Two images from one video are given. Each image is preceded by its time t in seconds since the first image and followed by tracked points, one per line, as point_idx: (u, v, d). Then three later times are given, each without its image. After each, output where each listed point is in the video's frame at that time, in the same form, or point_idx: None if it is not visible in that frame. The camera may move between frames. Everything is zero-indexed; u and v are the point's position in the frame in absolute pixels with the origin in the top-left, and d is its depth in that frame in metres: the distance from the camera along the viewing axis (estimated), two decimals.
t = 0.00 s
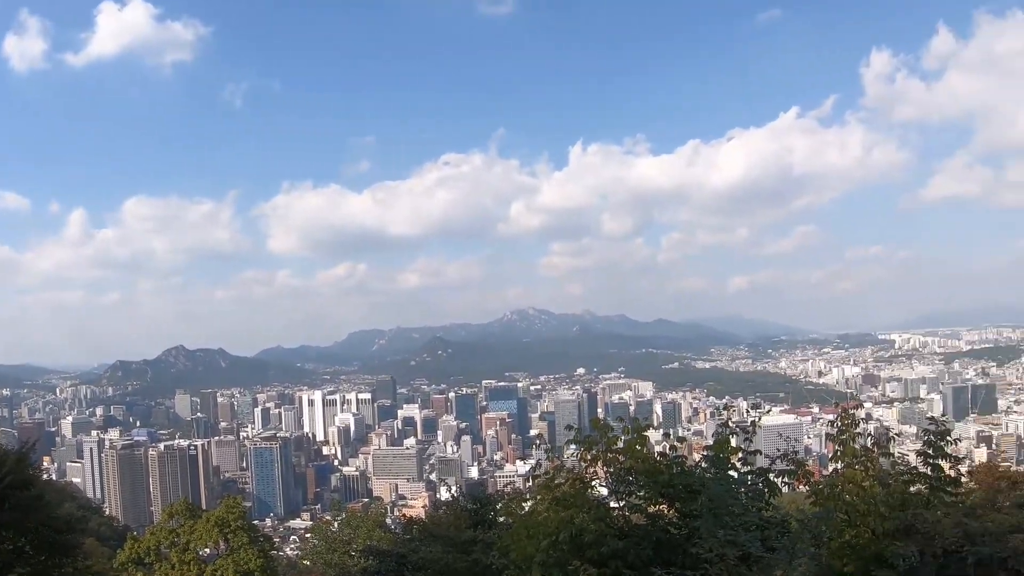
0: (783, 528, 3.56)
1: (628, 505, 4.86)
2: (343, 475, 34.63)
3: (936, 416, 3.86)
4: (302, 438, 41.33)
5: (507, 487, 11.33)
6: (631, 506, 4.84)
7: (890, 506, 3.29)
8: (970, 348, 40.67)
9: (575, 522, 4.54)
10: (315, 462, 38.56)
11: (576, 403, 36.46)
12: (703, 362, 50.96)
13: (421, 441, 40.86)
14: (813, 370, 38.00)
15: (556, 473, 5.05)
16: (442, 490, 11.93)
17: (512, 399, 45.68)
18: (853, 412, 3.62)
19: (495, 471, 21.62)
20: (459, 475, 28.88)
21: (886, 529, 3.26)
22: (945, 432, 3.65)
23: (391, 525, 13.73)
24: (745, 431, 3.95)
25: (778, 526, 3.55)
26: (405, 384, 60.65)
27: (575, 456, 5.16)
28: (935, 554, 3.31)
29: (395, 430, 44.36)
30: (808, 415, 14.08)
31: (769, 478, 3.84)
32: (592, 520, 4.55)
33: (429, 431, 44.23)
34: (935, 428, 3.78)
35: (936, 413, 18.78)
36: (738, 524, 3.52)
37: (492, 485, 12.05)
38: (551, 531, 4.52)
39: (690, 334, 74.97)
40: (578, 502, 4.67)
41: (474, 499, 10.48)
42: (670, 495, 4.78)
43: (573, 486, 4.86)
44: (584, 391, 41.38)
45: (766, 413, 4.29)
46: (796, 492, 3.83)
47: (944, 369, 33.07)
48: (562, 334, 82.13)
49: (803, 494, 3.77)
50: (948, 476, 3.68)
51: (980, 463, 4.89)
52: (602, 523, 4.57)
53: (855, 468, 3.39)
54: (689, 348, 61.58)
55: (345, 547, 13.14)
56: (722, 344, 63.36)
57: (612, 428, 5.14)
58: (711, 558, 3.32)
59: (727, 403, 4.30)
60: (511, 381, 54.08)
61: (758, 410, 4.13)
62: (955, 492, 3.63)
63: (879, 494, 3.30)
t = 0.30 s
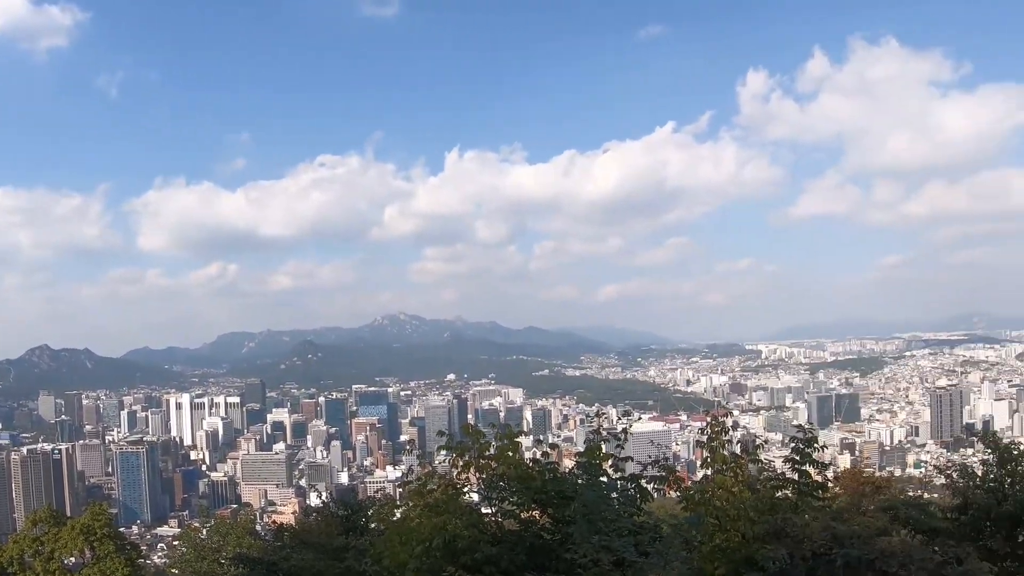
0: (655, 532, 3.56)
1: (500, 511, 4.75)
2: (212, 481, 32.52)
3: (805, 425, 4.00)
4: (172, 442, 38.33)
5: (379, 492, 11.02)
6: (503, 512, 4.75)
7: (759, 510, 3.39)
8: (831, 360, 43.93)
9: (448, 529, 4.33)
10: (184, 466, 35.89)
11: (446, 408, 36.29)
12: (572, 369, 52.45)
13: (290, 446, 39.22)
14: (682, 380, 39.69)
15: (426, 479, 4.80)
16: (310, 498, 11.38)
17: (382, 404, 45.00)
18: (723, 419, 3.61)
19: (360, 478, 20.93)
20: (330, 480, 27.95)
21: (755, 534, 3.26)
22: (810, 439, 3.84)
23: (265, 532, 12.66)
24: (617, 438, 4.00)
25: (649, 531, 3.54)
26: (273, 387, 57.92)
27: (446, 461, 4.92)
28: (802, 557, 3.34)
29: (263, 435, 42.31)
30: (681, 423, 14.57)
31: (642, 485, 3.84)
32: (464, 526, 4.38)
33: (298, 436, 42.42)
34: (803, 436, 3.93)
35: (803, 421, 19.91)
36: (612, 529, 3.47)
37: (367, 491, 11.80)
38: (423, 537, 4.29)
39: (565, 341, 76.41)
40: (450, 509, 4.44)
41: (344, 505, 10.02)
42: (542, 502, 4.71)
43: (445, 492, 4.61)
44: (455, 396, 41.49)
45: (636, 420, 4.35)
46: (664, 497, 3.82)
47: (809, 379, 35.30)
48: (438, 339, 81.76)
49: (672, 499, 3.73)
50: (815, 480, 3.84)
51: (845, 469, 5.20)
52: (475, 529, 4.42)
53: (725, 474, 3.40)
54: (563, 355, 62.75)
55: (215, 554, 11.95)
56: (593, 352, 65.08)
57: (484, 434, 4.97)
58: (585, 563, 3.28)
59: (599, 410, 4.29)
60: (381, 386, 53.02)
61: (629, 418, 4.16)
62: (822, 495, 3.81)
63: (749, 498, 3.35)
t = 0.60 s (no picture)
0: (511, 534, 3.50)
1: (355, 512, 3.81)
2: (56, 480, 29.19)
3: (658, 428, 4.05)
4: (14, 439, 34.40)
5: (234, 491, 10.41)
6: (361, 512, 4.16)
7: (614, 513, 3.45)
8: (686, 364, 46.18)
9: (304, 529, 3.55)
10: (31, 464, 31.99)
11: (301, 407, 34.92)
12: (426, 371, 52.23)
13: (142, 445, 36.30)
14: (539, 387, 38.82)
15: (282, 478, 3.91)
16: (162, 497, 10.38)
17: (236, 402, 42.76)
18: (581, 423, 3.73)
19: (215, 476, 19.56)
20: (186, 479, 26.19)
21: (612, 535, 3.37)
22: (665, 442, 3.85)
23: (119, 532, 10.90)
24: (472, 439, 3.92)
25: (506, 532, 3.49)
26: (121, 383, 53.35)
27: (299, 460, 4.01)
28: (657, 557, 3.37)
29: (113, 433, 38.96)
30: (535, 423, 14.59)
31: (497, 487, 3.77)
32: (321, 527, 3.57)
33: (150, 434, 39.34)
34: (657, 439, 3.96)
35: (657, 426, 20.22)
36: (469, 530, 3.38)
37: (223, 490, 11.09)
38: (278, 539, 3.53)
39: (424, 342, 75.27)
40: (305, 512, 3.61)
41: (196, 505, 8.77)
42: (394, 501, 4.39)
43: (301, 493, 3.73)
44: (312, 395, 40.11)
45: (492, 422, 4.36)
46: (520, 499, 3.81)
47: (663, 387, 35.92)
48: (297, 336, 78.51)
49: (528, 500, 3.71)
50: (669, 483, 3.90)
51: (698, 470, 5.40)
52: (331, 528, 3.60)
53: (580, 476, 3.48)
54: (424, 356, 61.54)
55: (63, 559, 10.08)
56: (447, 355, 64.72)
57: (339, 430, 4.07)
58: (442, 566, 3.15)
59: (455, 411, 4.26)
60: (237, 384, 50.17)
61: (483, 419, 4.12)
62: (676, 497, 3.86)
63: (603, 501, 3.44)
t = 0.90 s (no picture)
0: (360, 533, 3.40)
1: (201, 509, 3.59)
2: None
3: (508, 429, 4.22)
4: None
5: (78, 488, 9.63)
6: (203, 511, 3.58)
7: (462, 510, 3.52)
8: (534, 364, 46.05)
9: (149, 527, 3.33)
10: None
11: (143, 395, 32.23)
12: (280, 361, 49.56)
13: None
14: (386, 378, 35.57)
15: (125, 473, 3.63)
16: None
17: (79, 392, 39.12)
18: (430, 421, 3.81)
19: (59, 471, 17.79)
20: (22, 475, 23.73)
21: (459, 532, 3.37)
22: (513, 441, 3.98)
23: None
24: (321, 435, 4.02)
25: (355, 531, 3.38)
26: None
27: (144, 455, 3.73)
28: (506, 555, 3.37)
29: None
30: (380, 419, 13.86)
31: (346, 484, 3.81)
32: (167, 524, 3.37)
33: None
34: (506, 440, 4.10)
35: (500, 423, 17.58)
36: (317, 529, 3.27)
37: (62, 488, 10.26)
38: (122, 537, 3.29)
39: (272, 334, 71.22)
40: (150, 508, 3.38)
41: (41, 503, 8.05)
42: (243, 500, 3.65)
43: (146, 490, 3.48)
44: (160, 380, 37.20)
45: (341, 420, 4.36)
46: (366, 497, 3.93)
47: (512, 384, 34.12)
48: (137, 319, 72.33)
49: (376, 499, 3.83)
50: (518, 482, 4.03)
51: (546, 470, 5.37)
52: (178, 527, 3.40)
53: (429, 472, 3.56)
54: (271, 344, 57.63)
55: None
56: (300, 348, 61.63)
57: (188, 424, 3.83)
58: (288, 564, 3.05)
59: (304, 407, 4.30)
60: (75, 370, 45.72)
61: (334, 417, 4.18)
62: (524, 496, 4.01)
63: (451, 498, 3.50)
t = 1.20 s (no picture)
0: (238, 527, 3.51)
1: (75, 505, 3.46)
2: None
3: (387, 424, 4.33)
4: None
5: None
6: (78, 506, 3.45)
7: (341, 506, 3.72)
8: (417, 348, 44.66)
9: (22, 522, 3.18)
10: None
11: None
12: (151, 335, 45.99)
13: None
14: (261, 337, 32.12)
15: None
16: None
17: None
18: (308, 415, 3.98)
19: None
20: None
21: (338, 528, 3.55)
22: (393, 436, 4.15)
23: None
24: (199, 428, 3.92)
25: (234, 526, 3.50)
26: None
27: (17, 447, 3.57)
28: (385, 550, 3.45)
29: None
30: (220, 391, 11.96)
31: (221, 477, 3.84)
32: (40, 519, 3.22)
33: None
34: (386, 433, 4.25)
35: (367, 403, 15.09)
36: (193, 525, 3.41)
37: None
38: None
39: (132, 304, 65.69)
40: (23, 503, 3.26)
41: None
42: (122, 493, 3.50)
43: (19, 484, 3.35)
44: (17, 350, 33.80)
45: (220, 412, 4.24)
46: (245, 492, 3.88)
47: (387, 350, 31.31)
48: None
49: (255, 494, 3.80)
50: (396, 477, 4.17)
51: (426, 465, 5.51)
52: (52, 522, 3.26)
53: (307, 469, 3.80)
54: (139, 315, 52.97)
55: None
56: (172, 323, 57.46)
57: (62, 415, 3.67)
58: (164, 560, 3.14)
59: (182, 400, 4.19)
60: None
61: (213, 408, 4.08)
62: (402, 492, 4.13)
63: (330, 494, 3.74)
